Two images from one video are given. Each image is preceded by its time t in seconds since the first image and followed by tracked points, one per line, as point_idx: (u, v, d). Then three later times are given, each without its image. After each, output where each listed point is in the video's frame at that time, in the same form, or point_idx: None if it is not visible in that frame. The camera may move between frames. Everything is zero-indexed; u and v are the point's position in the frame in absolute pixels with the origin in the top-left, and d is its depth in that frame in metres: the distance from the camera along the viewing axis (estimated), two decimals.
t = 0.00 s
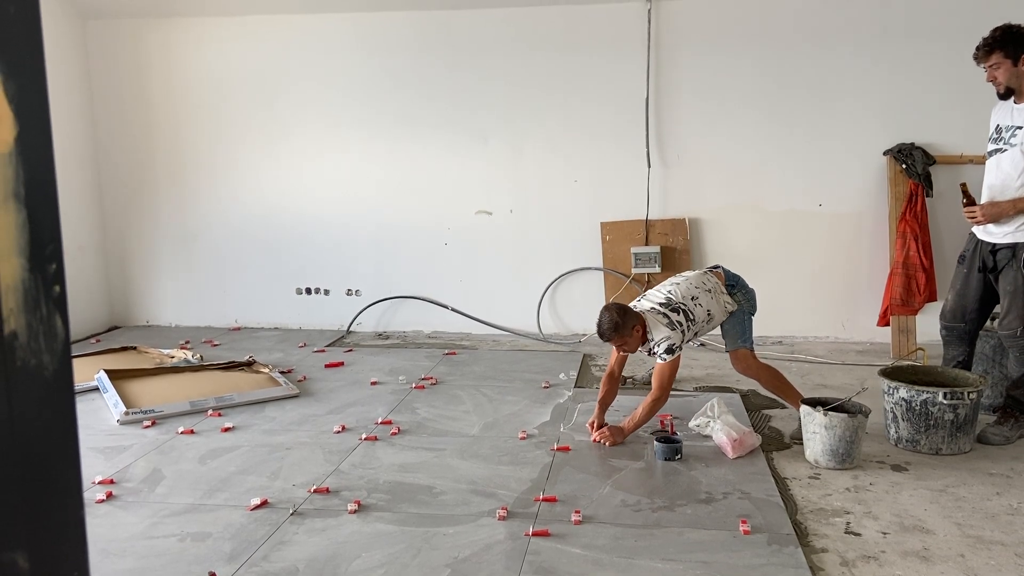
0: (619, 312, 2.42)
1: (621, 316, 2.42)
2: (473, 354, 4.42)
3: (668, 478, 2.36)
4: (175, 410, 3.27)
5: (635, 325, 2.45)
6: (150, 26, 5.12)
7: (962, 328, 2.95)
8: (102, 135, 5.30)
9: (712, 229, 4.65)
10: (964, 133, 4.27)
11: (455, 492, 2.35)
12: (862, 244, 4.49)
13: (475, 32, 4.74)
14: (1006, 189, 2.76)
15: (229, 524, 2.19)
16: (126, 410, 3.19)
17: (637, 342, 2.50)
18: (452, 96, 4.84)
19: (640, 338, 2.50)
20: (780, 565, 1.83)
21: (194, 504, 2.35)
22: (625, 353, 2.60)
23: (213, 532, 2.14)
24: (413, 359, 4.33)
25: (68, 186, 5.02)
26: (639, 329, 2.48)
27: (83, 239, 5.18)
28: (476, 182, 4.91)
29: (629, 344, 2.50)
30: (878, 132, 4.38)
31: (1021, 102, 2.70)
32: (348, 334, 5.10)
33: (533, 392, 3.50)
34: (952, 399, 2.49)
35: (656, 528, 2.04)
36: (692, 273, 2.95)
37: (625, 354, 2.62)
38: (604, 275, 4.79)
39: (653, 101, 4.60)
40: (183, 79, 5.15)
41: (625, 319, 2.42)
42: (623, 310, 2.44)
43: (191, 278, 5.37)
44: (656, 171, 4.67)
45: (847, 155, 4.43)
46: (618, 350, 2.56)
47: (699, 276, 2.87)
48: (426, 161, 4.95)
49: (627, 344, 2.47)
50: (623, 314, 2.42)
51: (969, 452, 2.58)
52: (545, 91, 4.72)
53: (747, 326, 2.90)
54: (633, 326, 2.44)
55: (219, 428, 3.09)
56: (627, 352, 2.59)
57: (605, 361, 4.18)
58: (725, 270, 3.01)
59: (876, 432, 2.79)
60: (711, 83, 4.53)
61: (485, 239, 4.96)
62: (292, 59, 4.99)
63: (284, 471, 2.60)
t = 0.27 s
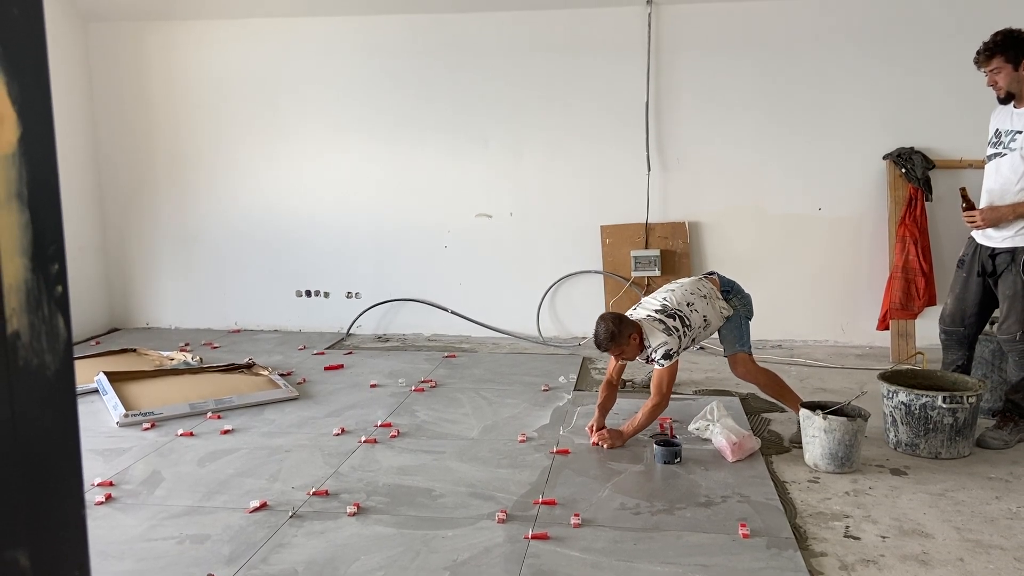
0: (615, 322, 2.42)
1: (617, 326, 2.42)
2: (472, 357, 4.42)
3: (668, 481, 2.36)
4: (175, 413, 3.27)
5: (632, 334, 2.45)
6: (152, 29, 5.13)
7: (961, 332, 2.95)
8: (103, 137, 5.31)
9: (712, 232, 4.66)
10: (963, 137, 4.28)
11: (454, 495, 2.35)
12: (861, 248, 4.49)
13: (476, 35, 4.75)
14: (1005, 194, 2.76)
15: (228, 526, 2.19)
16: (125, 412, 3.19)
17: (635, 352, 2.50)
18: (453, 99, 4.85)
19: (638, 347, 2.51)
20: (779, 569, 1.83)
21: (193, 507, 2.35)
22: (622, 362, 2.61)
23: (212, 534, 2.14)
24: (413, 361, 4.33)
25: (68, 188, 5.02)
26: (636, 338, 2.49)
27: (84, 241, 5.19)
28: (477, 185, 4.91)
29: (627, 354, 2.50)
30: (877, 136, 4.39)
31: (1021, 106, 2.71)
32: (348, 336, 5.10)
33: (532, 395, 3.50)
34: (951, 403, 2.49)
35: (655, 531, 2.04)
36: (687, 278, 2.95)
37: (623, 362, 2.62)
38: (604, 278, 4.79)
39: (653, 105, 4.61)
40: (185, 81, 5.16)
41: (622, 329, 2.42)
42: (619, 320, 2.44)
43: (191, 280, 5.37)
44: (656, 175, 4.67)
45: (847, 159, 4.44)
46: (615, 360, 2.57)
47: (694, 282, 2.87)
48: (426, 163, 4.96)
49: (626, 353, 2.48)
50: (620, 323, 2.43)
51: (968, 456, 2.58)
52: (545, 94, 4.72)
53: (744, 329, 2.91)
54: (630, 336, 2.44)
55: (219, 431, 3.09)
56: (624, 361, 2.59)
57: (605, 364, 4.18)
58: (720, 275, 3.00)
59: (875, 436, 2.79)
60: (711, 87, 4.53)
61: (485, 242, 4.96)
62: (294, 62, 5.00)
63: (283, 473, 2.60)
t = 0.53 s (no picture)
0: (616, 315, 2.45)
1: (618, 319, 2.45)
2: (471, 360, 4.42)
3: (665, 485, 2.36)
4: (173, 415, 3.27)
5: (633, 326, 2.48)
6: (151, 31, 5.14)
7: (959, 336, 2.96)
8: (102, 138, 5.31)
9: (710, 236, 4.66)
10: (962, 142, 4.29)
11: (452, 498, 2.35)
12: (859, 252, 4.50)
13: (476, 38, 4.76)
14: (1003, 199, 2.77)
15: (225, 529, 2.19)
16: (124, 415, 3.19)
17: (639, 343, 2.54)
18: (452, 102, 4.86)
19: (639, 340, 2.54)
20: (776, 573, 1.83)
21: (190, 509, 2.34)
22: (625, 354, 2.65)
23: (209, 537, 2.14)
24: (411, 364, 4.32)
25: (67, 190, 5.02)
26: (637, 331, 2.52)
27: (82, 243, 5.19)
28: (476, 188, 4.92)
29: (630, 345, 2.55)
30: (876, 140, 4.40)
31: (1019, 111, 2.72)
32: (346, 339, 5.10)
33: (531, 398, 3.50)
34: (949, 407, 2.49)
35: (652, 534, 2.04)
36: (699, 275, 2.95)
37: (625, 353, 2.64)
38: (603, 282, 4.80)
39: (651, 109, 4.62)
40: (184, 83, 5.16)
41: (622, 322, 2.45)
42: (620, 312, 2.47)
43: (190, 283, 5.37)
44: (655, 179, 4.68)
45: (846, 163, 4.45)
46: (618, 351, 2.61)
47: (704, 280, 2.86)
48: (425, 167, 4.96)
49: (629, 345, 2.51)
50: (621, 316, 2.46)
51: (966, 460, 2.58)
52: (544, 98, 4.73)
53: (753, 328, 2.90)
54: (633, 327, 2.47)
55: (217, 433, 3.09)
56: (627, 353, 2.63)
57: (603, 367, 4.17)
58: (733, 273, 3.00)
59: (873, 439, 2.79)
60: (710, 91, 4.54)
61: (484, 245, 4.97)
62: (293, 65, 5.01)
63: (281, 476, 2.60)
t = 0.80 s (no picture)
0: (622, 321, 2.54)
1: (623, 324, 2.53)
2: (469, 363, 4.42)
3: (663, 488, 2.36)
4: (171, 418, 3.27)
5: (638, 332, 2.56)
6: (150, 35, 5.15)
7: (956, 340, 2.96)
8: (101, 141, 5.32)
9: (708, 240, 4.67)
10: (958, 146, 4.30)
11: (449, 501, 2.35)
12: (857, 256, 4.51)
13: (474, 42, 4.77)
14: (1000, 203, 2.78)
15: (223, 531, 2.19)
16: (121, 417, 3.18)
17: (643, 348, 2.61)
18: (451, 106, 4.86)
19: (643, 345, 2.61)
20: None
21: (188, 512, 2.34)
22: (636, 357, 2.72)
23: (207, 540, 2.13)
24: (409, 367, 4.32)
25: (65, 192, 5.02)
26: (642, 336, 2.59)
27: (80, 246, 5.18)
28: (474, 191, 4.92)
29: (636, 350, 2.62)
30: (873, 145, 4.42)
31: (1015, 116, 2.73)
32: (344, 342, 5.10)
33: (529, 401, 3.50)
34: (946, 410, 2.49)
35: (650, 538, 2.04)
36: (712, 279, 2.94)
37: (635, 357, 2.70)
38: (601, 285, 4.80)
39: (649, 113, 4.63)
40: (183, 86, 5.17)
41: (627, 327, 2.53)
42: (627, 317, 2.55)
43: (188, 286, 5.37)
44: (653, 183, 4.69)
45: (843, 167, 4.46)
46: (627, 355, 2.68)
47: (715, 285, 2.85)
48: (424, 170, 4.97)
49: (633, 350, 2.60)
50: (627, 321, 2.54)
51: (963, 463, 2.59)
52: (543, 102, 4.74)
53: (759, 333, 2.92)
54: (638, 332, 2.54)
55: (214, 436, 3.08)
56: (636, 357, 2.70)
57: (601, 371, 4.18)
58: (745, 277, 2.99)
59: (871, 443, 2.79)
60: (708, 95, 4.56)
61: (482, 248, 4.97)
62: (292, 69, 5.02)
63: (279, 479, 2.60)
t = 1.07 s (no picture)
0: (618, 326, 2.54)
1: (619, 330, 2.54)
2: (466, 366, 4.42)
3: (660, 491, 2.36)
4: (168, 421, 3.26)
5: (633, 339, 2.56)
6: (149, 39, 5.15)
7: (952, 344, 2.97)
8: (99, 144, 5.32)
9: (705, 244, 4.68)
10: (954, 151, 4.32)
11: (447, 504, 2.35)
12: (853, 260, 4.52)
13: (472, 47, 4.79)
14: (995, 208, 2.79)
15: (221, 535, 2.18)
16: (119, 421, 3.18)
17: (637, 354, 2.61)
18: (448, 109, 4.87)
19: (638, 351, 2.62)
20: None
21: (186, 515, 2.34)
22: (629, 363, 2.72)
23: (205, 543, 2.13)
24: (406, 371, 4.32)
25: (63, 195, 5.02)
26: (637, 342, 2.60)
27: (78, 249, 5.18)
28: (472, 195, 4.93)
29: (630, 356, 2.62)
30: (869, 149, 4.43)
31: (1010, 121, 2.74)
32: (342, 346, 5.10)
33: (526, 405, 3.51)
34: (942, 414, 2.50)
35: (647, 541, 2.04)
36: (704, 284, 2.97)
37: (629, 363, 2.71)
38: (598, 289, 4.81)
39: (647, 117, 4.65)
40: (181, 90, 5.17)
41: (623, 333, 2.54)
42: (623, 324, 2.56)
43: (186, 289, 5.36)
44: (650, 187, 4.71)
45: (840, 171, 4.48)
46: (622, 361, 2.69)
47: (706, 290, 2.88)
48: (422, 174, 4.97)
49: (626, 356, 2.61)
50: (622, 327, 2.55)
51: (959, 467, 2.59)
52: (541, 106, 4.76)
53: (753, 337, 2.92)
54: (634, 338, 2.55)
55: (212, 439, 3.08)
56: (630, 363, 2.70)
57: (598, 374, 4.18)
58: (738, 283, 3.01)
59: (867, 446, 2.80)
60: (704, 100, 4.58)
61: (480, 252, 4.98)
62: (290, 73, 5.03)
63: (276, 482, 2.60)
